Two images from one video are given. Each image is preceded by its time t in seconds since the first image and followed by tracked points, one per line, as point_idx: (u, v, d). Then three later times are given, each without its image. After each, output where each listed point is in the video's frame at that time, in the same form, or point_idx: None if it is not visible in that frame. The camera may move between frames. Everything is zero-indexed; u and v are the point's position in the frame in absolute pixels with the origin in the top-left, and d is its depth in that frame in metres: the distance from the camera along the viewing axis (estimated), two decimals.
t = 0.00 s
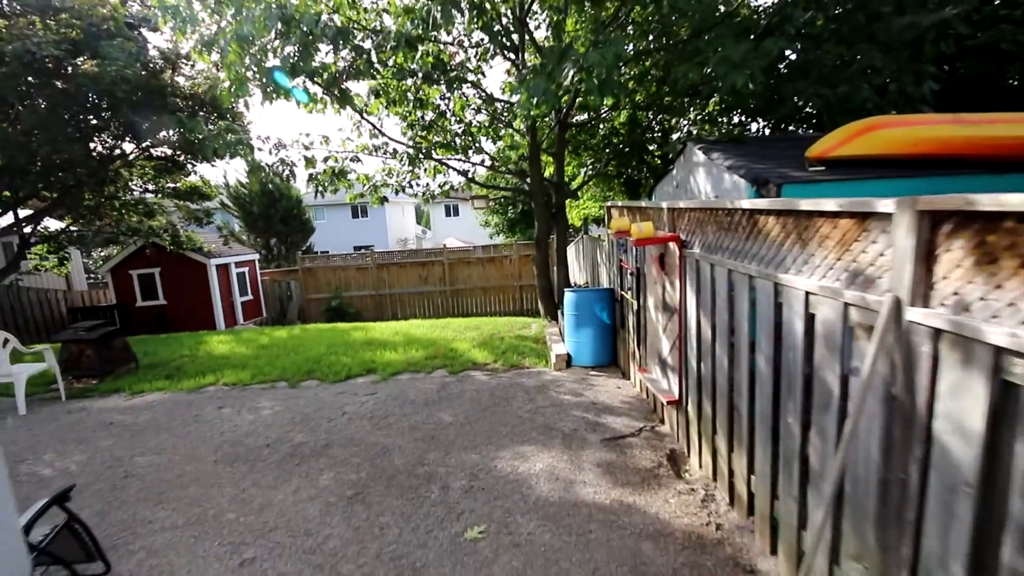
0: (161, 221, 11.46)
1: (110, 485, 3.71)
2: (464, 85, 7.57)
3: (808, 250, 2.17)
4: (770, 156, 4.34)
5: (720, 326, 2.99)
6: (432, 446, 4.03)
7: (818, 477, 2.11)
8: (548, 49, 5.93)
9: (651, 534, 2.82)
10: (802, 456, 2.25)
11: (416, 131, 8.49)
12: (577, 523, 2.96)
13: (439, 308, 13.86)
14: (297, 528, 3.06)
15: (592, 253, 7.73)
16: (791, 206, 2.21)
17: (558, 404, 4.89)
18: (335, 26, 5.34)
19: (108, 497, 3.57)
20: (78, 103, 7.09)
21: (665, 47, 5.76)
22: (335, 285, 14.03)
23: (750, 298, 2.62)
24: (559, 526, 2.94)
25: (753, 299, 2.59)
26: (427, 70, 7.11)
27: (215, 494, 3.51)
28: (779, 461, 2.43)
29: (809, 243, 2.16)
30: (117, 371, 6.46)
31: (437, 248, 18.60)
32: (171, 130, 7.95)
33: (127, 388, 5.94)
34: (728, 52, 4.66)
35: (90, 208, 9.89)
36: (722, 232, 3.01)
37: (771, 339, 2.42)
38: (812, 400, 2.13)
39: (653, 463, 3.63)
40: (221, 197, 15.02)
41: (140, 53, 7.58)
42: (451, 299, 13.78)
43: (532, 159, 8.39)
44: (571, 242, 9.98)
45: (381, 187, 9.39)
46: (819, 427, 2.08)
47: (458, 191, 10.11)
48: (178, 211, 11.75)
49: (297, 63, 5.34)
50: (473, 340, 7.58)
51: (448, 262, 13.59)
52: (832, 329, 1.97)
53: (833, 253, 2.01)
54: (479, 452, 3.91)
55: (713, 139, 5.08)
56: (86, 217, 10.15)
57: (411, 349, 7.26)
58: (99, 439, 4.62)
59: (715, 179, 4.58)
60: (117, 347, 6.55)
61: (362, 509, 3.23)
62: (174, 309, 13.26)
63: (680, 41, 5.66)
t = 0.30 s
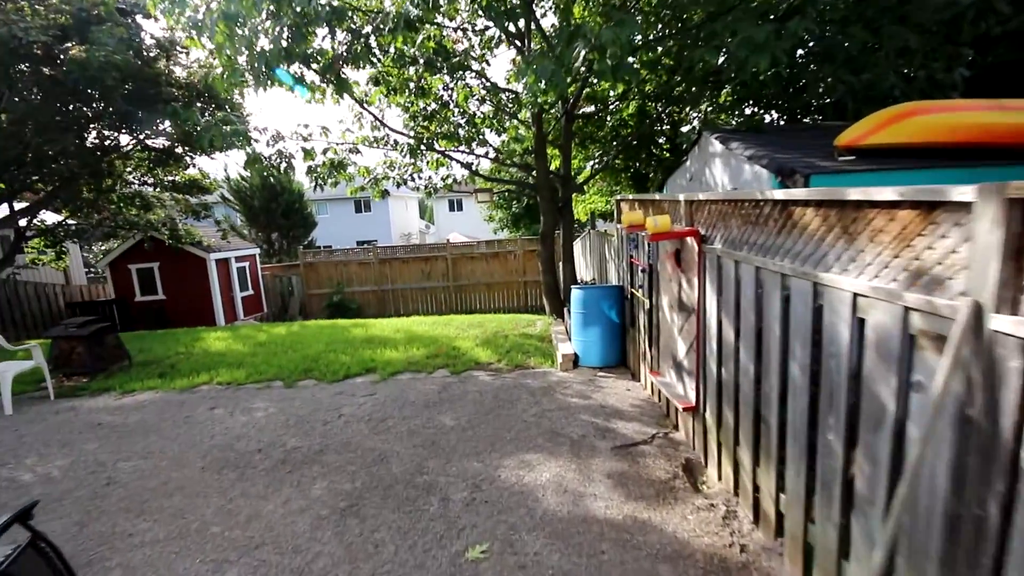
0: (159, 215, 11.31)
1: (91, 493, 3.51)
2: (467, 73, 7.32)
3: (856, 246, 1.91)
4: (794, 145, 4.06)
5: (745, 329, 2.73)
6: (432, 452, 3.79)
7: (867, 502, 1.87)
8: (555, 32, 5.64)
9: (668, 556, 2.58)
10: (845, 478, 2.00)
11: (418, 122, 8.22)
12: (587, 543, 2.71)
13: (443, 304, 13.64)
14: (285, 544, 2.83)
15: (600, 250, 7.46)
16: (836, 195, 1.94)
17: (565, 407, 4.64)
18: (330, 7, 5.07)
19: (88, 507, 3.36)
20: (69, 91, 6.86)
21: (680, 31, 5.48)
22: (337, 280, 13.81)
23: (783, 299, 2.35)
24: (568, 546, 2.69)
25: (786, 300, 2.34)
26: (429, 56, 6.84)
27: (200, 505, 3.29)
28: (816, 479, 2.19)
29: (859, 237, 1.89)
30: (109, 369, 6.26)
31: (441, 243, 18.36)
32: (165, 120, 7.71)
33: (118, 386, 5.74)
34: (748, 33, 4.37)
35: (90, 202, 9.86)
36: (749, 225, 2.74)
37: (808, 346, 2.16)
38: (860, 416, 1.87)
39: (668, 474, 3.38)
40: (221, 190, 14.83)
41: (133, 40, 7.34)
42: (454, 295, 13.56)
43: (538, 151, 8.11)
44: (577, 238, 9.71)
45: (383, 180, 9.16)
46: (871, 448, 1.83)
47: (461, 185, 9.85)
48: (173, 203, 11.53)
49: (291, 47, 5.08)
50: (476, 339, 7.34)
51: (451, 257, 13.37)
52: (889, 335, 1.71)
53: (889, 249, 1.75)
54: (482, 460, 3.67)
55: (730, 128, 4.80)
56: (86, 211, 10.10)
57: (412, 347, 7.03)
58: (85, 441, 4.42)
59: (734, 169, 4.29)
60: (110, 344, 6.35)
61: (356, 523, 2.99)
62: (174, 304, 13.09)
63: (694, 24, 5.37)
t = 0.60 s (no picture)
0: (158, 209, 11.12)
1: (69, 504, 3.30)
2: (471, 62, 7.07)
3: (921, 248, 1.65)
4: (822, 137, 3.78)
5: (776, 338, 2.48)
6: (432, 463, 3.56)
7: (929, 544, 1.63)
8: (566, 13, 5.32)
9: None
10: (901, 513, 1.76)
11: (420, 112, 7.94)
12: (600, 570, 2.48)
13: (446, 301, 13.42)
14: (271, 565, 2.61)
15: (609, 247, 7.19)
16: (899, 189, 1.68)
17: (573, 413, 4.40)
18: None
19: (64, 520, 3.15)
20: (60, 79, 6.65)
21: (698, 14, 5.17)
22: (339, 275, 13.58)
23: (825, 306, 2.10)
24: (579, 574, 2.46)
25: (828, 308, 2.08)
26: (433, 43, 6.58)
27: (184, 519, 3.07)
28: (863, 510, 1.95)
29: (925, 236, 1.64)
30: (101, 367, 6.07)
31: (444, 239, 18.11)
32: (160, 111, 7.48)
33: (109, 386, 5.55)
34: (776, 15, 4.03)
35: (89, 192, 9.67)
36: (782, 223, 2.48)
37: (857, 360, 1.91)
38: (925, 445, 1.62)
39: (685, 491, 3.14)
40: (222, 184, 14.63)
41: (127, 27, 7.12)
42: (457, 292, 13.33)
43: (545, 144, 7.84)
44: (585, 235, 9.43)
45: (386, 173, 8.96)
46: (936, 482, 1.59)
47: (466, 179, 9.59)
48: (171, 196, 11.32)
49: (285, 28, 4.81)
50: (480, 338, 7.10)
51: (455, 253, 13.13)
52: (966, 354, 1.45)
53: (965, 252, 1.49)
54: (485, 472, 3.44)
55: (750, 119, 4.53)
56: (84, 203, 9.90)
57: (414, 346, 6.80)
58: (69, 445, 4.21)
59: (757, 162, 4.02)
60: (101, 341, 6.16)
61: (348, 542, 2.76)
62: (174, 299, 12.92)
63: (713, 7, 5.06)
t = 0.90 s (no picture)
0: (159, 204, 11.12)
1: (47, 512, 3.12)
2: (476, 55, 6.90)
3: (994, 248, 1.43)
4: (851, 131, 3.55)
5: (808, 347, 2.27)
6: (431, 473, 3.36)
7: None
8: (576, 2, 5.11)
9: None
10: (960, 550, 1.55)
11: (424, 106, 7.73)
12: None
13: (449, 301, 13.24)
14: None
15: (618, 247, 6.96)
16: (970, 180, 1.46)
17: (581, 420, 4.18)
18: None
19: (41, 530, 2.97)
20: (57, 69, 6.50)
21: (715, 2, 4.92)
22: (342, 274, 13.42)
23: (869, 312, 1.89)
24: None
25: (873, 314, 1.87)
26: (438, 33, 6.37)
27: (166, 531, 2.89)
28: (912, 542, 1.73)
29: (1000, 234, 1.42)
30: (95, 366, 5.92)
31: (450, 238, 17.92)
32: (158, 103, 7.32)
33: (101, 385, 5.39)
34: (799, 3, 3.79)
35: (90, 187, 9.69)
36: (816, 220, 2.27)
37: (908, 374, 1.70)
38: (995, 474, 1.41)
39: (702, 508, 2.92)
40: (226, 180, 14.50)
41: (126, 17, 6.97)
42: (462, 292, 13.15)
43: (553, 140, 7.62)
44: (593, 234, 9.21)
45: (390, 169, 8.76)
46: (1007, 518, 1.37)
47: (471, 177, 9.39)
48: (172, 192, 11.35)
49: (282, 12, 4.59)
50: (483, 340, 6.90)
51: (459, 252, 12.94)
52: None
53: None
54: (488, 483, 3.23)
55: (771, 112, 4.29)
56: (86, 198, 9.94)
57: (415, 347, 6.61)
58: (54, 448, 4.05)
59: (781, 156, 3.80)
60: (95, 338, 6.01)
61: (339, 561, 2.56)
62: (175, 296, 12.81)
63: None
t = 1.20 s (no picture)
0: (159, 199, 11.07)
1: (17, 519, 2.92)
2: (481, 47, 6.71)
3: None
4: (880, 121, 3.32)
5: (843, 353, 2.05)
6: (427, 482, 3.15)
7: None
8: None
9: None
10: None
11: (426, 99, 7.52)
12: None
13: (452, 300, 13.05)
14: None
15: (625, 247, 6.74)
16: None
17: (587, 427, 3.96)
18: None
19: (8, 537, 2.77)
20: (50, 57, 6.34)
21: None
22: (343, 272, 13.24)
23: (920, 314, 1.66)
24: None
25: (925, 315, 1.65)
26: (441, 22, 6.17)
27: (141, 543, 2.69)
28: None
29: None
30: (84, 363, 5.74)
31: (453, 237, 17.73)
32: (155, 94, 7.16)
33: (89, 382, 5.21)
34: None
35: (91, 181, 9.64)
36: (855, 212, 2.04)
37: (971, 386, 1.48)
38: None
39: (719, 525, 2.69)
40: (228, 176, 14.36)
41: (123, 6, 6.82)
42: (464, 292, 12.95)
43: (559, 136, 7.41)
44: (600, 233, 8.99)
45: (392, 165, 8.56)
46: None
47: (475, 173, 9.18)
48: (173, 188, 11.30)
49: None
50: (486, 340, 6.68)
51: (462, 251, 12.75)
52: None
53: None
54: (487, 494, 3.02)
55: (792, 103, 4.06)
56: (86, 193, 9.89)
57: (415, 347, 6.41)
58: (33, 449, 3.86)
59: (803, 149, 3.58)
60: (86, 334, 5.83)
61: None
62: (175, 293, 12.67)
63: None
